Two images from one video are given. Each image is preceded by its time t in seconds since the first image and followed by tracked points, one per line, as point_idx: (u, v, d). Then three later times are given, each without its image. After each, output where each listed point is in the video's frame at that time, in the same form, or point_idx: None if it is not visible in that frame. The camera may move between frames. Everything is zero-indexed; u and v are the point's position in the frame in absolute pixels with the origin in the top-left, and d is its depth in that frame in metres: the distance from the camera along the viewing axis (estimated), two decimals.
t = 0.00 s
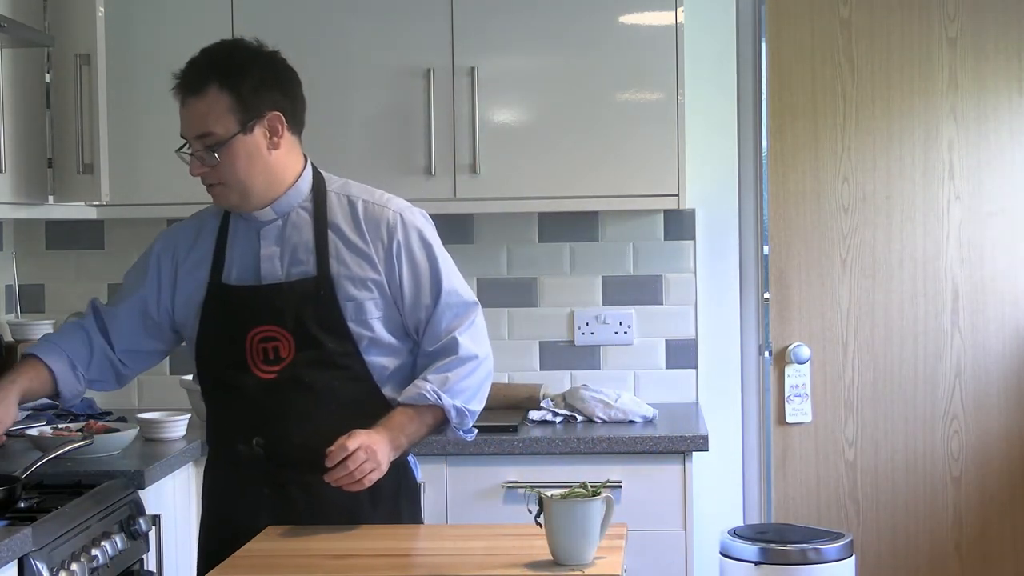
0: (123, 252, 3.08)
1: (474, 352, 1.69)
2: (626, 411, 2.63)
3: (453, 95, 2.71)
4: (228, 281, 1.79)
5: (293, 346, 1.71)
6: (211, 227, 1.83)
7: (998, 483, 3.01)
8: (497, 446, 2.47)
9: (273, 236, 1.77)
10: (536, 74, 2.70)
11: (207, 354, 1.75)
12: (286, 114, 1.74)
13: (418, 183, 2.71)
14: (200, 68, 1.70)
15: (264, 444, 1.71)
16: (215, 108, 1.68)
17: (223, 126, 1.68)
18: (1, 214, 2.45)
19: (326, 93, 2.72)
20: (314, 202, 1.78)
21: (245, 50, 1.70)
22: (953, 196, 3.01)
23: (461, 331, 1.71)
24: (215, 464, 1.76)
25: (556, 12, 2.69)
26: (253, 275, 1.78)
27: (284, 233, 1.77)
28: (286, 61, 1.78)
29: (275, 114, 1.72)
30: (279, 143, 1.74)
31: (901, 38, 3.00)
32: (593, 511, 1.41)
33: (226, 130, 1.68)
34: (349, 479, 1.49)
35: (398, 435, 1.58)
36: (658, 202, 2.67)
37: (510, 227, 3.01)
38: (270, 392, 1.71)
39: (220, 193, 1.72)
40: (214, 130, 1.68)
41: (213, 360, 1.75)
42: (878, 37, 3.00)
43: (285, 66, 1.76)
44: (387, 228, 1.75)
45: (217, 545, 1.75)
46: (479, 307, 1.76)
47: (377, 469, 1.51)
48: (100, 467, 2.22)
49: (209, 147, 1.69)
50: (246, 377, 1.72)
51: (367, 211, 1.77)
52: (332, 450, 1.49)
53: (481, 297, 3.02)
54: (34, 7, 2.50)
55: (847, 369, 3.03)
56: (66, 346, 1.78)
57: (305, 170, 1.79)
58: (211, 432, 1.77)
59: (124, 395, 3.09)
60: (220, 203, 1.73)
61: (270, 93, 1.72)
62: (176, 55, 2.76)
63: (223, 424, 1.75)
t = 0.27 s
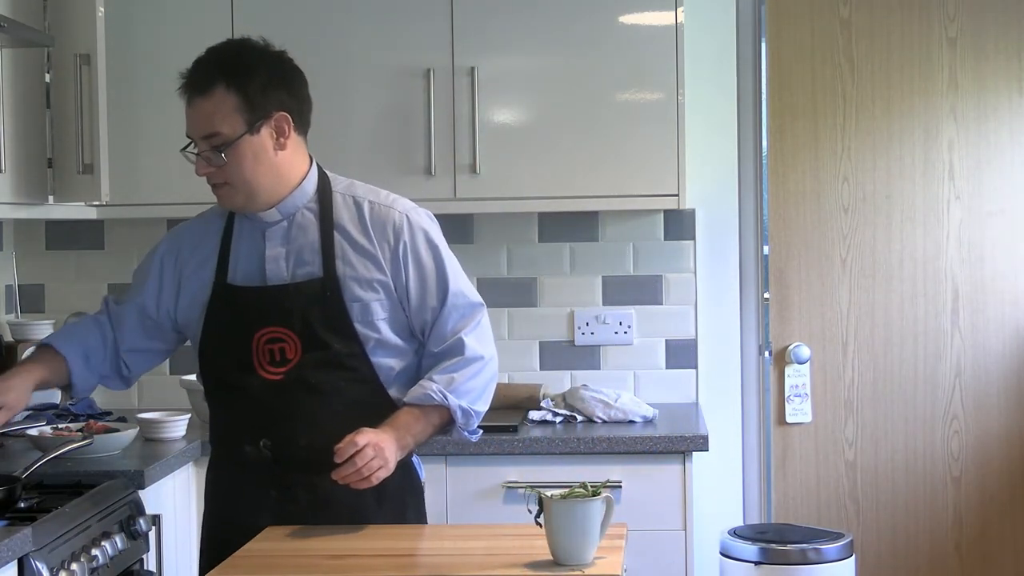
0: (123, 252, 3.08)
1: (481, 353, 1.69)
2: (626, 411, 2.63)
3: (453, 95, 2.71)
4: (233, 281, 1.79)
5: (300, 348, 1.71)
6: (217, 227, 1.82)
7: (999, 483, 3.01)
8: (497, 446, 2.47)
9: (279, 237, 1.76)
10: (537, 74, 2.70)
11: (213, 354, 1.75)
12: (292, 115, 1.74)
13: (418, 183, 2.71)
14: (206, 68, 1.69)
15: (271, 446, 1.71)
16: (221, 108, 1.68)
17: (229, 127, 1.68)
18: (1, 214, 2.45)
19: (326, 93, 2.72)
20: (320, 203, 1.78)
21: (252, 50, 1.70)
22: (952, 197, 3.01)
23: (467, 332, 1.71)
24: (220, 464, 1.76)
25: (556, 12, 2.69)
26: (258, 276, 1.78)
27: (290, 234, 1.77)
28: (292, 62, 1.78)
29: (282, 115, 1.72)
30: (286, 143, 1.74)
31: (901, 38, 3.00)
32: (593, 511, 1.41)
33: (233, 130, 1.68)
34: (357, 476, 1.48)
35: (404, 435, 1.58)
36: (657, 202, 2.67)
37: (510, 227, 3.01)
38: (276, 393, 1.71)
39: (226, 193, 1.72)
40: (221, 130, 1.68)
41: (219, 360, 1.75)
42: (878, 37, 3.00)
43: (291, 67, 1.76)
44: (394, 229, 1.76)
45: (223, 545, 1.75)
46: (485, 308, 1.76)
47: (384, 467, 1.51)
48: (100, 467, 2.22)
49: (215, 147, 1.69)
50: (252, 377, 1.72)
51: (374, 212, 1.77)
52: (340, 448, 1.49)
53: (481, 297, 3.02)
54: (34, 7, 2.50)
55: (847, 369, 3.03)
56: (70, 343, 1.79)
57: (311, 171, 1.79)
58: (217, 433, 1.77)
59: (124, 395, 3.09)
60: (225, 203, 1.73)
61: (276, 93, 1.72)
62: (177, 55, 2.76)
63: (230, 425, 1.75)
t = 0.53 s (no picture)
0: (123, 252, 3.08)
1: (483, 349, 1.68)
2: (626, 411, 2.63)
3: (453, 95, 2.71)
4: (235, 279, 1.79)
5: (300, 346, 1.71)
6: (219, 227, 1.83)
7: (999, 483, 3.01)
8: (497, 446, 2.47)
9: (280, 236, 1.77)
10: (537, 74, 2.70)
11: (214, 352, 1.75)
12: (294, 117, 1.73)
13: (418, 183, 2.71)
14: (208, 70, 1.70)
15: (269, 445, 1.72)
16: (223, 111, 1.68)
17: (230, 130, 1.68)
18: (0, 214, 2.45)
19: (325, 93, 2.72)
20: (321, 202, 1.77)
21: (255, 52, 1.70)
22: (953, 197, 3.01)
23: (469, 328, 1.70)
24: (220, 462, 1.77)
25: (556, 12, 2.69)
26: (259, 274, 1.78)
27: (291, 233, 1.77)
28: (294, 62, 1.78)
29: (283, 118, 1.71)
30: (288, 145, 1.73)
31: (901, 38, 3.00)
32: (593, 511, 1.41)
33: (234, 133, 1.68)
34: (354, 477, 1.49)
35: (404, 434, 1.57)
36: (657, 202, 2.67)
37: (510, 227, 3.01)
38: (277, 391, 1.71)
39: (228, 195, 1.72)
40: (222, 133, 1.68)
41: (220, 359, 1.75)
42: (879, 37, 3.00)
43: (294, 67, 1.76)
44: (393, 226, 1.75)
45: (223, 542, 1.77)
46: (489, 303, 1.74)
47: (382, 466, 1.51)
48: (100, 467, 2.22)
49: (217, 150, 1.69)
50: (253, 377, 1.73)
51: (373, 209, 1.76)
52: (336, 446, 1.49)
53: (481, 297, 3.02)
54: (34, 7, 2.50)
55: (847, 369, 3.03)
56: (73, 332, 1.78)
57: (313, 171, 1.79)
58: (218, 432, 1.78)
59: (124, 395, 3.09)
60: (227, 204, 1.73)
61: (278, 95, 1.71)
62: (177, 55, 2.76)
63: (230, 424, 1.75)
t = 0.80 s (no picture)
0: (123, 252, 3.08)
1: (485, 347, 1.68)
2: (627, 411, 2.63)
3: (453, 95, 2.71)
4: (233, 278, 1.79)
5: (300, 347, 1.71)
6: (218, 226, 1.82)
7: (999, 483, 3.01)
8: (497, 446, 2.46)
9: (278, 235, 1.76)
10: (537, 74, 2.70)
11: (214, 353, 1.75)
12: (290, 118, 1.73)
13: (418, 183, 2.71)
14: (204, 71, 1.69)
15: (271, 446, 1.72)
16: (219, 112, 1.68)
17: (226, 131, 1.68)
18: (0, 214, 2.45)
19: (325, 93, 2.72)
20: (318, 202, 1.77)
21: (251, 53, 1.70)
22: (953, 197, 3.01)
23: (470, 327, 1.70)
24: (222, 463, 1.77)
25: (556, 12, 2.69)
26: (257, 275, 1.78)
27: (289, 232, 1.77)
28: (290, 62, 1.77)
29: (279, 119, 1.71)
30: (283, 146, 1.74)
31: (901, 38, 3.00)
32: (593, 511, 1.41)
33: (230, 135, 1.68)
34: (368, 475, 1.49)
35: (414, 434, 1.58)
36: (657, 202, 2.67)
37: (509, 227, 3.01)
38: (277, 392, 1.71)
39: (224, 196, 1.73)
40: (218, 135, 1.68)
41: (220, 359, 1.75)
42: (878, 37, 3.00)
43: (290, 67, 1.76)
44: (392, 226, 1.75)
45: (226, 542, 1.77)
46: (489, 302, 1.75)
47: (396, 465, 1.51)
48: (100, 467, 2.22)
49: (212, 152, 1.69)
50: (254, 377, 1.73)
51: (372, 209, 1.76)
52: (351, 445, 1.49)
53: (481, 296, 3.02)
54: (34, 7, 2.50)
55: (847, 369, 3.03)
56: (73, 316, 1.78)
57: (310, 171, 1.79)
58: (218, 433, 1.77)
59: (124, 394, 3.09)
60: (223, 204, 1.74)
61: (274, 96, 1.71)
62: (176, 55, 2.76)
63: (230, 425, 1.75)
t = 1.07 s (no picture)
0: (123, 252, 3.08)
1: (479, 344, 1.69)
2: (626, 411, 2.63)
3: (453, 95, 2.71)
4: (228, 279, 1.79)
5: (294, 346, 1.71)
6: (213, 227, 1.83)
7: (999, 484, 3.01)
8: (497, 446, 2.46)
9: (273, 235, 1.77)
10: (536, 74, 2.70)
11: (210, 353, 1.75)
12: (282, 117, 1.73)
13: (418, 183, 2.71)
14: (195, 72, 1.69)
15: (267, 446, 1.72)
16: (211, 112, 1.69)
17: (218, 132, 1.69)
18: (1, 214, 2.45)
19: (325, 93, 2.72)
20: (313, 201, 1.77)
21: (241, 53, 1.70)
22: (953, 197, 3.01)
23: (465, 324, 1.70)
24: (218, 463, 1.77)
25: (555, 11, 2.69)
26: (252, 275, 1.78)
27: (283, 232, 1.77)
28: (282, 62, 1.77)
29: (271, 118, 1.71)
30: (276, 145, 1.73)
31: (901, 38, 3.00)
32: (593, 511, 1.41)
33: (222, 135, 1.69)
34: (355, 469, 1.49)
35: (405, 430, 1.58)
36: (657, 202, 2.67)
37: (510, 227, 3.01)
38: (272, 392, 1.71)
39: (218, 196, 1.73)
40: (210, 135, 1.69)
41: (214, 359, 1.75)
42: (878, 37, 3.00)
43: (281, 66, 1.76)
44: (386, 224, 1.75)
45: (222, 542, 1.77)
46: (483, 299, 1.75)
47: (384, 459, 1.51)
48: (100, 467, 2.22)
49: (205, 151, 1.70)
50: (249, 377, 1.73)
51: (366, 208, 1.76)
52: (339, 439, 1.50)
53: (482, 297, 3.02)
54: (34, 7, 2.50)
55: (847, 369, 3.03)
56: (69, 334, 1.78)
57: (303, 170, 1.79)
58: (213, 433, 1.78)
59: (124, 395, 3.09)
60: (218, 204, 1.74)
61: (266, 95, 1.71)
62: (176, 55, 2.76)
63: (226, 424, 1.75)
